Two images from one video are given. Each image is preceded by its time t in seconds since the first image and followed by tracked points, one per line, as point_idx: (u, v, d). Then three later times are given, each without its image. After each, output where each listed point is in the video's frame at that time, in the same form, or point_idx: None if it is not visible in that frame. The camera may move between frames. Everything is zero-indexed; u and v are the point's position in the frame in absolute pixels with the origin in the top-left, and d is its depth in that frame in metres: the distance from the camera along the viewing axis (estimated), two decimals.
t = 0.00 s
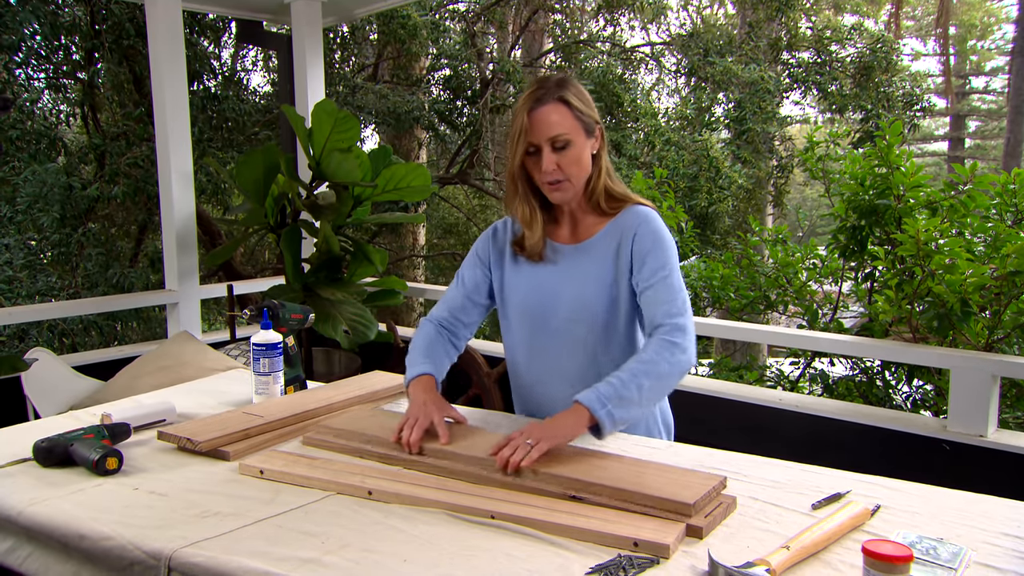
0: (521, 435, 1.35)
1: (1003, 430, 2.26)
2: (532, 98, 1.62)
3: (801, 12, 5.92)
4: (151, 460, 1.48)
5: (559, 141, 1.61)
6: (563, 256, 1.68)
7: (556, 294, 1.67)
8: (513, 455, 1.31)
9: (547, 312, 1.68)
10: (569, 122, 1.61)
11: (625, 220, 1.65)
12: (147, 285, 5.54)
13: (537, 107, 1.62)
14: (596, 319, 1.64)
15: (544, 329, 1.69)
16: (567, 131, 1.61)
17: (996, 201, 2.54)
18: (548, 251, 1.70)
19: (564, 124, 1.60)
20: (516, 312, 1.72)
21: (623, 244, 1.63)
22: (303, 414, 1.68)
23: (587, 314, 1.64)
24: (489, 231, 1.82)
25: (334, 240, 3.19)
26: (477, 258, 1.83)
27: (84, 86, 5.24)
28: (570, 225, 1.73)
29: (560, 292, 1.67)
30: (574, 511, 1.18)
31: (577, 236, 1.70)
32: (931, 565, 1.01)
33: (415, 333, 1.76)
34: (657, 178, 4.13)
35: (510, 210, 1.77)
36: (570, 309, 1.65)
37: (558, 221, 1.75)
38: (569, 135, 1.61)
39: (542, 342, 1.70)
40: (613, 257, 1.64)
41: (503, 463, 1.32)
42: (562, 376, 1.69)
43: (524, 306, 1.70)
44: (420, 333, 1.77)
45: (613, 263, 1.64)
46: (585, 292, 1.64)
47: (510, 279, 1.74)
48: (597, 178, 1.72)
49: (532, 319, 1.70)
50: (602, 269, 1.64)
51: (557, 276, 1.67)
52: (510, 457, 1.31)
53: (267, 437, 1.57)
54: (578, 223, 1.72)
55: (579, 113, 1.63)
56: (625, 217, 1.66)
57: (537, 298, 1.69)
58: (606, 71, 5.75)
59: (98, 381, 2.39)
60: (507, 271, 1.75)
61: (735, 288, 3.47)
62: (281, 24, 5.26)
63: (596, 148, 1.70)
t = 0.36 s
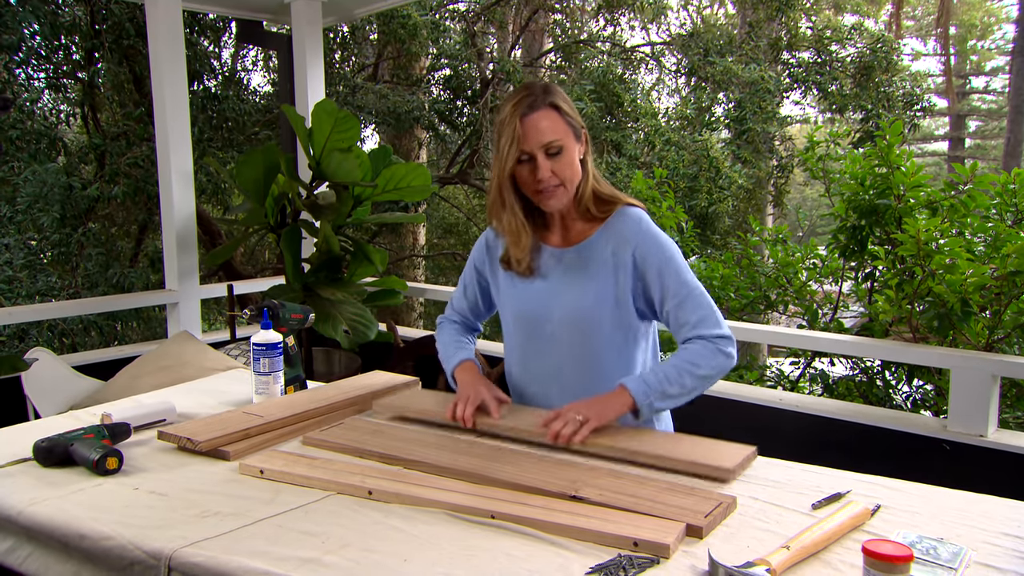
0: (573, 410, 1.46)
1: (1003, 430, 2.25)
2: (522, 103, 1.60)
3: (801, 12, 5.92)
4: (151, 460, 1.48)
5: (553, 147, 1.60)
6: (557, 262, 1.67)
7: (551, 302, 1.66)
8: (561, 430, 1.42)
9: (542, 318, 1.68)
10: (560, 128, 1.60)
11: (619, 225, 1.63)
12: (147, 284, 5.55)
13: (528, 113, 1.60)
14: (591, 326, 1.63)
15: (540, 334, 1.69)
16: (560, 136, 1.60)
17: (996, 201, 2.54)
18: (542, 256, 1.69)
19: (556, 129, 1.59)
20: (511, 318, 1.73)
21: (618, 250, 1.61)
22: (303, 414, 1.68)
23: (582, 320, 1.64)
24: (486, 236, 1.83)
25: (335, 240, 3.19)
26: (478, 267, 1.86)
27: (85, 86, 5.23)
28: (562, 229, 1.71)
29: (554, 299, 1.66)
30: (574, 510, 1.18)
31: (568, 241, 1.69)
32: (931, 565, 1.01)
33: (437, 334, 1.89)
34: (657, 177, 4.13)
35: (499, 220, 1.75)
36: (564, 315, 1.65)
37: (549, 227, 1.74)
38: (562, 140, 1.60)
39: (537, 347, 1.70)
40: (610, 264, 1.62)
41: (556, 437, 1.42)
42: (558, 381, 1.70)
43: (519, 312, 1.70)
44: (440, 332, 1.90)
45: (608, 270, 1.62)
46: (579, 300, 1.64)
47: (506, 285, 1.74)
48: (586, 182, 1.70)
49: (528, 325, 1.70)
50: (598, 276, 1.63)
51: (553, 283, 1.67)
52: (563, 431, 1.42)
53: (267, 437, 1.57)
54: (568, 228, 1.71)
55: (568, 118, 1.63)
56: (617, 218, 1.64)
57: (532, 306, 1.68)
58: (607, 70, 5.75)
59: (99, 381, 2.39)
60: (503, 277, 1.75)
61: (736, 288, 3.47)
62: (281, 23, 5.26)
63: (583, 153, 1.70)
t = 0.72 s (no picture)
0: (573, 424, 1.46)
1: (1003, 429, 2.25)
2: (527, 105, 1.58)
3: (802, 11, 5.92)
4: (151, 460, 1.48)
5: (559, 149, 1.58)
6: (555, 264, 1.67)
7: (549, 304, 1.66)
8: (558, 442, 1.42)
9: (542, 319, 1.67)
10: (565, 130, 1.59)
11: (619, 226, 1.63)
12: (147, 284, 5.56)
13: (534, 114, 1.57)
14: (589, 328, 1.64)
15: (540, 336, 1.68)
16: (566, 138, 1.59)
17: (997, 201, 2.53)
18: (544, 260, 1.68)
19: (562, 131, 1.58)
20: (511, 320, 1.72)
21: (618, 251, 1.61)
22: (303, 414, 1.68)
23: (582, 320, 1.63)
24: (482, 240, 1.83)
25: (335, 240, 3.19)
26: (476, 272, 1.86)
27: (85, 86, 5.23)
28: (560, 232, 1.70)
29: (552, 301, 1.66)
30: (574, 510, 1.18)
31: (567, 243, 1.68)
32: (931, 565, 1.01)
33: (441, 339, 1.90)
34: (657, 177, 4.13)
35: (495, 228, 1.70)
36: (564, 316, 1.65)
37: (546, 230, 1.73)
38: (567, 142, 1.59)
39: (537, 348, 1.70)
40: (611, 265, 1.62)
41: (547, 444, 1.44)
42: (557, 383, 1.69)
43: (518, 315, 1.70)
44: (445, 338, 1.92)
45: (608, 271, 1.62)
46: (576, 302, 1.64)
47: (505, 287, 1.74)
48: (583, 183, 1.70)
49: (528, 326, 1.69)
50: (598, 277, 1.63)
51: (553, 284, 1.67)
52: (557, 440, 1.43)
53: (267, 436, 1.57)
54: (567, 230, 1.70)
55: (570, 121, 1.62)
56: (615, 220, 1.64)
57: (532, 307, 1.68)
58: (607, 70, 5.75)
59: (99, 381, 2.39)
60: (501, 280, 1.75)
61: (736, 287, 3.47)
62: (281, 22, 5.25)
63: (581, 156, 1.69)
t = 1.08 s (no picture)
0: (574, 386, 1.43)
1: (1004, 429, 2.25)
2: (535, 98, 1.61)
3: (802, 11, 5.92)
4: (151, 459, 1.48)
5: (565, 142, 1.61)
6: (557, 258, 1.69)
7: (550, 298, 1.68)
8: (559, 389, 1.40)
9: (542, 313, 1.69)
10: (572, 124, 1.62)
11: (621, 222, 1.66)
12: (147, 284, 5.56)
13: (542, 108, 1.60)
14: (588, 322, 1.65)
15: (540, 329, 1.70)
16: (573, 132, 1.62)
17: (997, 200, 2.53)
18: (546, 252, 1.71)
19: (570, 125, 1.61)
20: (512, 313, 1.74)
21: (619, 246, 1.63)
22: (304, 413, 1.68)
23: (582, 314, 1.65)
24: (486, 234, 1.85)
25: (335, 239, 3.19)
26: (480, 268, 1.88)
27: (85, 85, 5.23)
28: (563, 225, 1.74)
29: (553, 294, 1.67)
30: (574, 509, 1.18)
31: (569, 236, 1.71)
32: (931, 564, 1.01)
33: (473, 337, 1.83)
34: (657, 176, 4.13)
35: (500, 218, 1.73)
36: (565, 309, 1.66)
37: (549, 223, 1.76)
38: (574, 136, 1.62)
39: (537, 341, 1.70)
40: (612, 259, 1.64)
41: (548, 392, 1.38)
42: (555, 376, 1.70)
43: (517, 308, 1.72)
44: (475, 336, 1.85)
45: (609, 266, 1.64)
46: (576, 296, 1.65)
47: (507, 281, 1.75)
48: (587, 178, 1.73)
49: (528, 319, 1.71)
50: (598, 272, 1.64)
51: (554, 278, 1.68)
52: (564, 395, 1.38)
53: (268, 436, 1.57)
54: (570, 222, 1.73)
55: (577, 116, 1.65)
56: (617, 217, 1.67)
57: (532, 300, 1.69)
58: (607, 70, 5.75)
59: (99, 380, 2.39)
60: (501, 274, 1.77)
61: (736, 287, 3.47)
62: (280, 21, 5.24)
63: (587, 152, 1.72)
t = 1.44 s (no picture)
0: (578, 372, 1.43)
1: (1004, 429, 2.25)
2: (541, 94, 1.61)
3: (802, 11, 5.92)
4: (151, 459, 1.49)
5: (571, 137, 1.62)
6: (556, 254, 1.69)
7: (550, 295, 1.68)
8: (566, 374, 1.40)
9: (542, 309, 1.69)
10: (577, 120, 1.62)
11: (622, 218, 1.66)
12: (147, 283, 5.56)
13: (549, 103, 1.61)
14: (589, 318, 1.65)
15: (541, 326, 1.69)
16: (578, 128, 1.62)
17: (997, 200, 2.53)
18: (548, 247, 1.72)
19: (575, 121, 1.62)
20: (512, 311, 1.73)
21: (619, 244, 1.64)
22: (303, 413, 1.67)
23: (583, 310, 1.65)
24: (486, 232, 1.85)
25: (335, 238, 3.19)
26: (479, 267, 1.88)
27: (85, 85, 5.23)
28: (564, 221, 1.74)
29: (553, 290, 1.68)
30: (574, 509, 1.18)
31: (571, 232, 1.71)
32: (931, 564, 1.01)
33: (472, 337, 1.83)
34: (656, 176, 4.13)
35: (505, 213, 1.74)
36: (566, 305, 1.66)
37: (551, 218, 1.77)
38: (579, 132, 1.62)
39: (537, 339, 1.70)
40: (612, 255, 1.64)
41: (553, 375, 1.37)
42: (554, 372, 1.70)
43: (517, 304, 1.72)
44: (474, 336, 1.85)
45: (609, 263, 1.64)
46: (576, 292, 1.65)
47: (507, 278, 1.75)
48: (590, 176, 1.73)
49: (528, 316, 1.71)
50: (599, 269, 1.65)
51: (554, 275, 1.68)
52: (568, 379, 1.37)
53: (268, 436, 1.57)
54: (571, 219, 1.74)
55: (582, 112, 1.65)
56: (618, 214, 1.67)
57: (532, 297, 1.69)
58: (607, 70, 5.75)
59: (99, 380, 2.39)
60: (501, 270, 1.77)
61: (736, 287, 3.48)
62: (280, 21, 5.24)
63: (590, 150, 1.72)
